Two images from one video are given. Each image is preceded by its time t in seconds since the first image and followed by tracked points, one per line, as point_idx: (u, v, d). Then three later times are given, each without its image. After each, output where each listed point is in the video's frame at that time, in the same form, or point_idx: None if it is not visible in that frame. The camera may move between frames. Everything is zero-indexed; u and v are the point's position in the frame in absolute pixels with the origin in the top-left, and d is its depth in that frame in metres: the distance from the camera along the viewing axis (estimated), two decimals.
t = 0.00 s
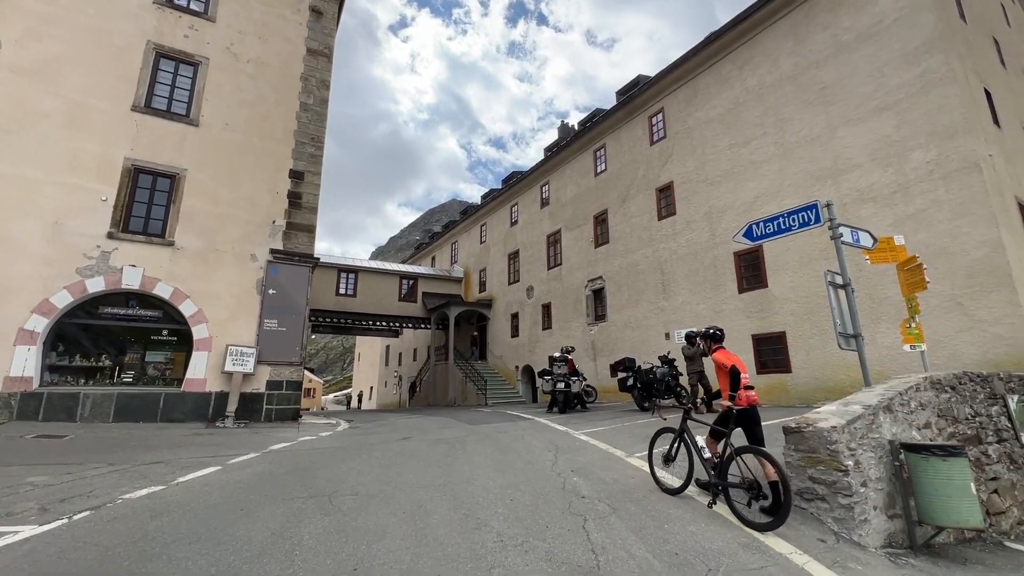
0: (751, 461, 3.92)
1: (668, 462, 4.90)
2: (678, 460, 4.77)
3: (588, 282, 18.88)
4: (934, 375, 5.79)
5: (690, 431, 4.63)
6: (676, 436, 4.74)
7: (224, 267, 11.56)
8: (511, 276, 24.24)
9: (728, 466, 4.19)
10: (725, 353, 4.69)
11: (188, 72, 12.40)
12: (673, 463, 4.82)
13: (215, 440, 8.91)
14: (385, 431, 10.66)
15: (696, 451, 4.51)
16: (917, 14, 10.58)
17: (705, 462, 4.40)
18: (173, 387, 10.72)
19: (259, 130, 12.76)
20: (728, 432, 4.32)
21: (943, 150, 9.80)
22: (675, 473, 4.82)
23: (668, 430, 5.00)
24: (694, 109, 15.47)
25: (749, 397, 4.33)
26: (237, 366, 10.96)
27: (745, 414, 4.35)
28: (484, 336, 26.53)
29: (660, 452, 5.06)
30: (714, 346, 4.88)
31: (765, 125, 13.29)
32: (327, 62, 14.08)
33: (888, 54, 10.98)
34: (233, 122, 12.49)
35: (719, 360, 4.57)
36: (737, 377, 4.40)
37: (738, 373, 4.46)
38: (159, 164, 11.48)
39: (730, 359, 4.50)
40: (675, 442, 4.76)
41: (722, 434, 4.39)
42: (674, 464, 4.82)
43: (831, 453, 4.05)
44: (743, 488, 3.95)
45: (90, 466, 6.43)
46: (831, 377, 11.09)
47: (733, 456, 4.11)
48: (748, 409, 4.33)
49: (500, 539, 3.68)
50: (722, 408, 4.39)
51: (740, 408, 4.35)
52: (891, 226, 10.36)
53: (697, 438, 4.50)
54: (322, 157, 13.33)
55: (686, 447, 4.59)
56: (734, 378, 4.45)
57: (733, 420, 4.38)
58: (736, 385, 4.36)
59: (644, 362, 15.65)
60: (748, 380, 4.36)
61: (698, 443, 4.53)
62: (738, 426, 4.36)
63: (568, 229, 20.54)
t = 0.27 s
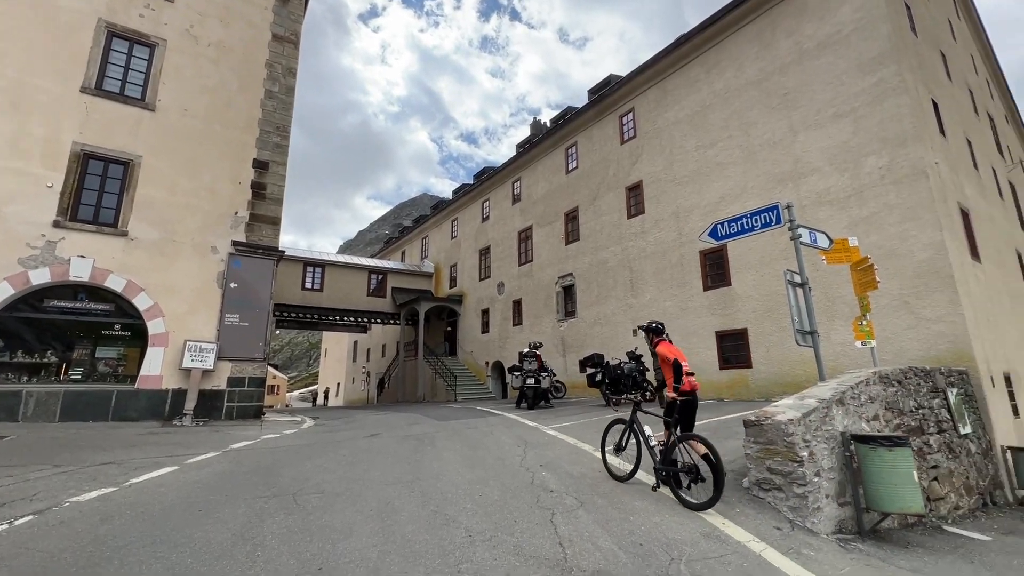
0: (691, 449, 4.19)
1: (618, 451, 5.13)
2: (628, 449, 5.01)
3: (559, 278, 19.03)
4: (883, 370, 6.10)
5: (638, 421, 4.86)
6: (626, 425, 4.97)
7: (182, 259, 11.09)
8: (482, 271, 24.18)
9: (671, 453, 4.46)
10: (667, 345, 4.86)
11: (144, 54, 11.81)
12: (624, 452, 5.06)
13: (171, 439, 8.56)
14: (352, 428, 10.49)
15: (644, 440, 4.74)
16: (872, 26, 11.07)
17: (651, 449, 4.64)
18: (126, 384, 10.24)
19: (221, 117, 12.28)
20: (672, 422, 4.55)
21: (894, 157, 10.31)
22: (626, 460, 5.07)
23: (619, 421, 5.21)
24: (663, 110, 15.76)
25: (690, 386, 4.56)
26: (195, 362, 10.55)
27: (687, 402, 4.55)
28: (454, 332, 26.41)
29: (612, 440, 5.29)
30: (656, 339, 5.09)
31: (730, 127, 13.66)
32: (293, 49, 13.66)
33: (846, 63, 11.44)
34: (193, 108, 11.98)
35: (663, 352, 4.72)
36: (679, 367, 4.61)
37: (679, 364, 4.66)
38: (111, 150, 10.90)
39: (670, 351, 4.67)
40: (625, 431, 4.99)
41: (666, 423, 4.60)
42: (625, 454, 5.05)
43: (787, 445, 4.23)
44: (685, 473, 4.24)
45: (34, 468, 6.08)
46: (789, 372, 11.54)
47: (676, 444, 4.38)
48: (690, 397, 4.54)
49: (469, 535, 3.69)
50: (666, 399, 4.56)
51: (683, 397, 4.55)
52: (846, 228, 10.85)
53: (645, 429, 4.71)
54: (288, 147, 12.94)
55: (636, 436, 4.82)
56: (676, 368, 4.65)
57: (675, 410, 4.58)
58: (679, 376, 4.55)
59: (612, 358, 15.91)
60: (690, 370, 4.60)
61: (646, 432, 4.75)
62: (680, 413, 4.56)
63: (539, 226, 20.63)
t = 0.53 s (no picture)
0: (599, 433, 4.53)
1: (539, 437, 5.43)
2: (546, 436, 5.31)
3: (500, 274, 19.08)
4: (794, 363, 6.63)
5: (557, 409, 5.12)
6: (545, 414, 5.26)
7: (85, 243, 10.04)
8: (423, 265, 23.78)
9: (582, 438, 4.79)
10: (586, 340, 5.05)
11: (39, 11, 10.53)
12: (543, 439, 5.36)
13: (69, 442, 7.75)
14: (279, 426, 9.97)
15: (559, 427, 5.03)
16: (793, 45, 11.92)
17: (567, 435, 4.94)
18: (14, 381, 9.14)
19: (133, 88, 11.20)
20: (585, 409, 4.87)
21: (808, 168, 11.18)
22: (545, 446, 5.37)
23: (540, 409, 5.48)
24: (604, 112, 16.18)
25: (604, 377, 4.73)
26: (99, 357, 9.63)
27: (600, 392, 4.73)
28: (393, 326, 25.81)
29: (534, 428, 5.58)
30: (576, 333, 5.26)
31: (666, 132, 14.26)
32: (219, 21, 12.69)
33: (769, 78, 12.26)
34: (99, 76, 10.85)
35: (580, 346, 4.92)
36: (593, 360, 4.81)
37: (595, 357, 4.84)
38: None
39: (587, 344, 4.86)
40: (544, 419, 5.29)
41: (580, 411, 4.89)
42: (544, 440, 5.34)
43: (708, 433, 4.49)
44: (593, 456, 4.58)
45: None
46: (713, 365, 12.27)
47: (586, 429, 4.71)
48: (603, 387, 4.73)
49: (399, 532, 3.61)
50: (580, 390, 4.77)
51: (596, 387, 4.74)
52: (766, 232, 11.66)
53: (561, 416, 4.98)
54: (211, 125, 12.02)
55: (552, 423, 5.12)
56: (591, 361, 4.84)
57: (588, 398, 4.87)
58: (593, 367, 4.73)
59: (550, 353, 16.20)
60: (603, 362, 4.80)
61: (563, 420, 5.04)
62: (593, 402, 4.79)
63: (481, 220, 20.57)
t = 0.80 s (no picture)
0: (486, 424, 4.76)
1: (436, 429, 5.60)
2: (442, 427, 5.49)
3: (419, 267, 18.65)
4: (690, 358, 7.10)
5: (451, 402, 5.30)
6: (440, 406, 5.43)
7: None
8: (337, 255, 22.63)
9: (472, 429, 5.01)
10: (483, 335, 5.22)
11: None
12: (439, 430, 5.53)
13: None
14: (160, 427, 8.97)
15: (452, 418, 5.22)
16: (702, 63, 12.77)
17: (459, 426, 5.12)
18: None
19: None
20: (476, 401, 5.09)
21: (711, 178, 12.05)
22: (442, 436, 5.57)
23: (438, 402, 5.65)
24: (528, 110, 16.35)
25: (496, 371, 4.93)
26: None
27: (491, 385, 4.92)
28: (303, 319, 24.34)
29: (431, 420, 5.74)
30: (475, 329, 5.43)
31: (586, 135, 14.70)
32: None
33: (680, 92, 13.04)
34: None
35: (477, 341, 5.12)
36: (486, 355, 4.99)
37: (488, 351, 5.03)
38: None
39: (483, 340, 5.07)
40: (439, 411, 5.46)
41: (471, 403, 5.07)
42: (439, 431, 5.53)
43: (608, 425, 4.65)
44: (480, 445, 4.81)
45: None
46: (621, 361, 12.86)
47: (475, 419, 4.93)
48: (494, 381, 4.93)
49: (284, 537, 3.34)
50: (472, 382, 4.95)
51: (487, 380, 4.95)
52: (672, 236, 12.42)
53: (454, 408, 5.17)
54: (84, 85, 10.51)
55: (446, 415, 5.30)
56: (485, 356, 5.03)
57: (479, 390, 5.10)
58: (485, 361, 4.92)
59: (468, 348, 16.12)
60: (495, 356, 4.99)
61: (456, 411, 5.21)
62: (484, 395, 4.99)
63: (401, 211, 19.98)
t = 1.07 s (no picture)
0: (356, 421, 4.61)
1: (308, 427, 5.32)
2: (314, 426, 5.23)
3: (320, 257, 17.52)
4: (587, 357, 7.31)
5: (326, 399, 5.04)
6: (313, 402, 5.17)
7: None
8: (227, 240, 20.59)
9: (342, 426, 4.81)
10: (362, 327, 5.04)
11: None
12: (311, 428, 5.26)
13: None
14: None
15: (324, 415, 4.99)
16: (611, 74, 13.30)
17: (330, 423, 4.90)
18: None
19: None
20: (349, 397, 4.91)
21: (615, 185, 12.60)
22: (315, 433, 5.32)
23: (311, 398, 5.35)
24: (442, 102, 16.00)
25: (374, 364, 4.89)
26: None
27: (367, 379, 4.89)
28: (183, 310, 21.83)
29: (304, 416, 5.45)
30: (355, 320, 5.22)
31: (499, 133, 14.70)
32: None
33: (590, 99, 13.48)
34: None
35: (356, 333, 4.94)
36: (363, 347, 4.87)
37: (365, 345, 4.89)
38: None
39: (361, 330, 4.89)
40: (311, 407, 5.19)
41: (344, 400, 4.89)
42: (311, 428, 5.25)
43: (501, 424, 4.59)
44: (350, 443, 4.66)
45: None
46: (526, 359, 13.02)
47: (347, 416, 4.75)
48: (372, 374, 4.89)
49: (110, 565, 2.83)
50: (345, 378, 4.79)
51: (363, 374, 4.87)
52: (578, 238, 12.81)
53: (326, 405, 4.95)
54: None
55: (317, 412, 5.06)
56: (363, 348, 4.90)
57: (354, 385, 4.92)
58: (362, 354, 4.84)
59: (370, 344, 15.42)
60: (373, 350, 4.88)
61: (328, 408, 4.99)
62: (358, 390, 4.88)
63: (302, 197, 18.63)
